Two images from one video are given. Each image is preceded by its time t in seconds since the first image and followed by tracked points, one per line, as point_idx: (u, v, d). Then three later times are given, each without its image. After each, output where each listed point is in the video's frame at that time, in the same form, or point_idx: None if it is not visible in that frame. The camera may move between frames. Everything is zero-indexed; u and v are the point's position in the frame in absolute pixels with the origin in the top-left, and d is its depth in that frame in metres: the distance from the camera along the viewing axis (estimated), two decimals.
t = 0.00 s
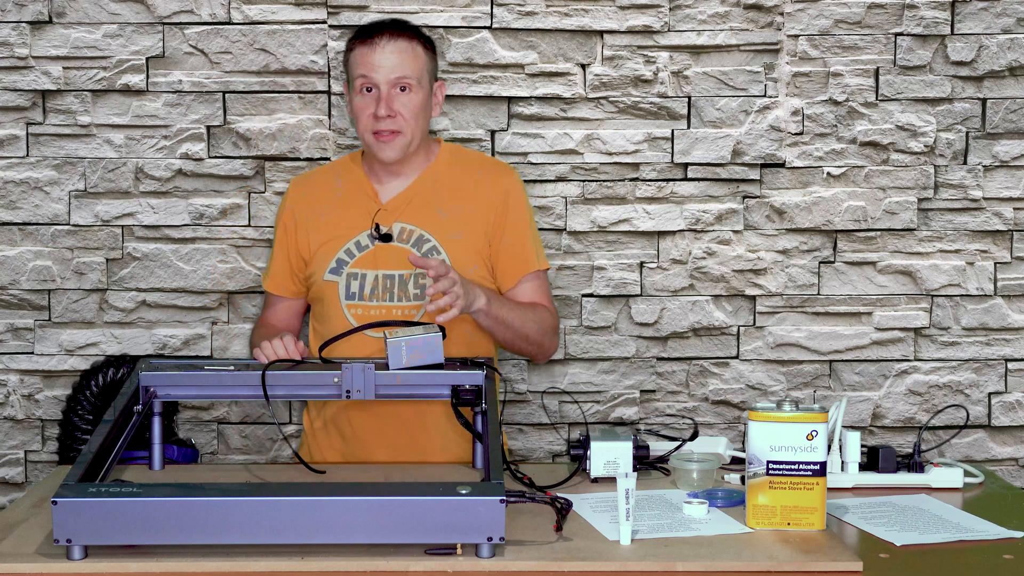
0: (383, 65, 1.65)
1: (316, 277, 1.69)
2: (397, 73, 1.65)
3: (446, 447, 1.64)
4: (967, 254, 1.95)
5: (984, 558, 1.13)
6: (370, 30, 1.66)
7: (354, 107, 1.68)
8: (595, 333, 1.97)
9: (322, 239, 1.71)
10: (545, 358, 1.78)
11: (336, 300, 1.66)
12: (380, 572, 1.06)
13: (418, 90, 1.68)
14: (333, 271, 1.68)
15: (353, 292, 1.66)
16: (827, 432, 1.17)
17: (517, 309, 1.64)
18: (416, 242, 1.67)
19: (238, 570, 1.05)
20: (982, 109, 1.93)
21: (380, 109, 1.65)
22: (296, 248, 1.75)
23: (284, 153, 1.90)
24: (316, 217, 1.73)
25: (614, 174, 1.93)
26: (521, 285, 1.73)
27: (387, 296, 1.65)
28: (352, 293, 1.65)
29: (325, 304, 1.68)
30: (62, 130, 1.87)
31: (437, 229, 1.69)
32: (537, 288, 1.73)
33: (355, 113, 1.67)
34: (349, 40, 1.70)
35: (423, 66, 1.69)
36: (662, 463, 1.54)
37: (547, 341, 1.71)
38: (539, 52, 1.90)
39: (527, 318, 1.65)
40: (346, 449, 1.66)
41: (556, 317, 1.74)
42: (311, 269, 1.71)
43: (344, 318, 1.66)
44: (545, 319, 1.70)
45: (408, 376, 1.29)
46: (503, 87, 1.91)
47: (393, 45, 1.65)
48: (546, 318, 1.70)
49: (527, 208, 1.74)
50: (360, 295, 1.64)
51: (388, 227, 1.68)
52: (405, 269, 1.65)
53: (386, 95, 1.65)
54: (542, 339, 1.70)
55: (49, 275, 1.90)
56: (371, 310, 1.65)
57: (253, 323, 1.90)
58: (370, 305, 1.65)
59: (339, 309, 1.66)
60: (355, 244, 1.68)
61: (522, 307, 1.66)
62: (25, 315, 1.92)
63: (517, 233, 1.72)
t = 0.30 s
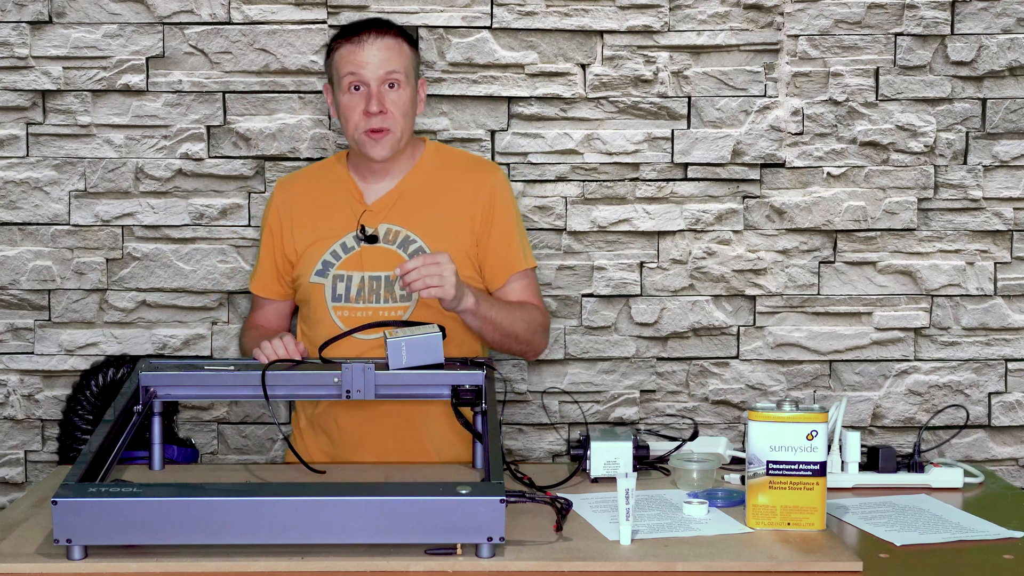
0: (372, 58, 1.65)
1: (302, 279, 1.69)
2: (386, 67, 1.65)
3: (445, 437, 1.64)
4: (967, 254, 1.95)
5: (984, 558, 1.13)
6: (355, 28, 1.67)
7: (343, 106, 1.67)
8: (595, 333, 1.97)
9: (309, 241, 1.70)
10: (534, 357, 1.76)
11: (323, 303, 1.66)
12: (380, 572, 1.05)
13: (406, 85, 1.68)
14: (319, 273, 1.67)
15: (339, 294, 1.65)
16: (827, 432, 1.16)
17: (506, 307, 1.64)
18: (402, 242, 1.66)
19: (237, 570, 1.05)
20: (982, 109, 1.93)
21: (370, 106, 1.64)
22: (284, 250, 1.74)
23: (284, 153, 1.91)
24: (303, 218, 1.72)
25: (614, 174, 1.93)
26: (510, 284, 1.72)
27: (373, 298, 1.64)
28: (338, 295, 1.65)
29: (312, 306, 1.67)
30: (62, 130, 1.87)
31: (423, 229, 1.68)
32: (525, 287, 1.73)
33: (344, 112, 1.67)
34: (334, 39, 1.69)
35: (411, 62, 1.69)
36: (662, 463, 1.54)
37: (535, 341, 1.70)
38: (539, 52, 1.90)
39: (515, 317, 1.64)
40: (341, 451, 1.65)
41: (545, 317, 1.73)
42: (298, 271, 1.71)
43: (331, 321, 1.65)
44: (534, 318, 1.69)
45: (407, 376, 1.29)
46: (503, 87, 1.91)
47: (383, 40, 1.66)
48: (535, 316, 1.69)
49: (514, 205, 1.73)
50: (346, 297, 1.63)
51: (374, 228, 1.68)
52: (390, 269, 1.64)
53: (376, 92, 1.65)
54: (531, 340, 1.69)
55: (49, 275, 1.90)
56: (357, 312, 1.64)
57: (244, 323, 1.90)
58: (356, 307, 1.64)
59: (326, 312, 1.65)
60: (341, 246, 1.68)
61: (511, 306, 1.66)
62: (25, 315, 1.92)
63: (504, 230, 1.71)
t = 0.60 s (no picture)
0: (359, 56, 1.64)
1: (291, 280, 1.68)
2: (374, 64, 1.64)
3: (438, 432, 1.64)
4: (967, 254, 1.95)
5: (984, 558, 1.13)
6: (341, 28, 1.66)
7: (332, 106, 1.66)
8: (595, 333, 1.97)
9: (296, 242, 1.70)
10: (525, 357, 1.76)
11: (312, 305, 1.65)
12: (380, 572, 1.06)
13: (395, 82, 1.67)
14: (308, 274, 1.66)
15: (328, 296, 1.64)
16: (827, 432, 1.16)
17: (496, 309, 1.64)
18: (391, 244, 1.66)
19: (237, 570, 1.05)
20: (982, 109, 1.93)
21: (359, 103, 1.63)
22: (273, 251, 1.74)
23: (284, 153, 1.91)
24: (290, 219, 1.72)
25: (614, 174, 1.93)
26: (501, 286, 1.73)
27: (362, 300, 1.63)
28: (327, 297, 1.64)
29: (300, 308, 1.67)
30: (62, 130, 1.87)
31: (412, 230, 1.67)
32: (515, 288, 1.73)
33: (334, 112, 1.65)
34: (319, 39, 1.68)
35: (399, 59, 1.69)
36: (662, 463, 1.54)
37: (525, 342, 1.70)
38: (539, 52, 1.90)
39: (504, 318, 1.64)
40: (338, 452, 1.64)
41: (535, 317, 1.72)
42: (287, 271, 1.70)
43: (320, 323, 1.64)
44: (524, 320, 1.69)
45: (407, 376, 1.29)
46: (503, 87, 1.91)
47: (369, 38, 1.65)
48: (525, 317, 1.69)
49: (503, 206, 1.73)
50: (335, 299, 1.63)
51: (363, 229, 1.67)
52: (380, 271, 1.64)
53: (365, 90, 1.64)
54: (521, 341, 1.69)
55: (49, 275, 1.90)
56: (346, 314, 1.63)
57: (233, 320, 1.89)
58: (345, 309, 1.64)
59: (315, 314, 1.65)
60: (330, 247, 1.67)
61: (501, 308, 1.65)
62: (25, 315, 1.92)
63: (494, 231, 1.71)
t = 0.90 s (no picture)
0: (352, 57, 1.63)
1: (283, 282, 1.68)
2: (367, 66, 1.64)
3: (432, 423, 1.64)
4: (966, 254, 1.95)
5: (984, 558, 1.13)
6: (333, 29, 1.65)
7: (324, 107, 1.66)
8: (595, 333, 1.97)
9: (289, 244, 1.69)
10: (516, 359, 1.77)
11: (304, 307, 1.65)
12: (380, 572, 1.06)
13: (388, 83, 1.67)
14: (300, 276, 1.66)
15: (321, 299, 1.64)
16: (827, 432, 1.16)
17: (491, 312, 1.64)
18: (385, 246, 1.66)
19: (237, 570, 1.05)
20: (982, 109, 1.93)
21: (353, 105, 1.63)
22: (265, 252, 1.73)
23: (284, 153, 1.91)
24: (283, 220, 1.71)
25: (614, 174, 1.93)
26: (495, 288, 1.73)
27: (356, 303, 1.63)
28: (320, 299, 1.64)
29: (293, 309, 1.66)
30: (62, 130, 1.87)
31: (406, 232, 1.67)
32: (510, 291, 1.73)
33: (326, 114, 1.65)
34: (311, 40, 1.68)
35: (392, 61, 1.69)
36: (662, 463, 1.54)
37: (519, 344, 1.71)
38: (539, 52, 1.90)
39: (498, 321, 1.64)
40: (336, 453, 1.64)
41: (528, 320, 1.73)
42: (279, 272, 1.70)
43: (313, 325, 1.64)
44: (517, 323, 1.70)
45: (406, 376, 1.29)
46: (503, 87, 1.91)
47: (362, 39, 1.64)
48: (518, 319, 1.70)
49: (497, 207, 1.74)
50: (328, 301, 1.63)
51: (357, 231, 1.67)
52: (374, 274, 1.64)
53: (358, 92, 1.64)
54: (514, 344, 1.69)
55: (49, 275, 1.90)
56: (339, 317, 1.63)
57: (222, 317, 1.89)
58: (338, 312, 1.63)
59: (308, 316, 1.64)
60: (323, 249, 1.67)
61: (495, 311, 1.66)
62: (25, 315, 1.92)
63: (488, 233, 1.71)
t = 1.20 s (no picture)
0: (339, 63, 1.60)
1: (279, 284, 1.68)
2: (353, 71, 1.61)
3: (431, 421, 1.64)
4: (967, 254, 1.95)
5: (984, 558, 1.13)
6: (318, 33, 1.61)
7: (311, 112, 1.64)
8: (595, 333, 1.97)
9: (284, 245, 1.69)
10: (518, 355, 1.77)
11: (301, 309, 1.65)
12: (380, 572, 1.06)
13: (376, 87, 1.64)
14: (297, 278, 1.66)
15: (317, 300, 1.65)
16: (827, 432, 1.16)
17: (488, 308, 1.64)
18: (381, 247, 1.66)
19: (237, 570, 1.05)
20: (982, 109, 1.93)
21: (339, 113, 1.61)
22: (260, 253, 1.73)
23: (284, 153, 1.91)
24: (278, 222, 1.71)
25: (614, 174, 1.93)
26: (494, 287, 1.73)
27: (352, 305, 1.63)
28: (316, 301, 1.64)
29: (289, 311, 1.67)
30: (62, 130, 1.87)
31: (402, 233, 1.67)
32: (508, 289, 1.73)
33: (314, 119, 1.64)
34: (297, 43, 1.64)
35: (380, 62, 1.66)
36: (662, 463, 1.54)
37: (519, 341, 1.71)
38: (539, 52, 1.90)
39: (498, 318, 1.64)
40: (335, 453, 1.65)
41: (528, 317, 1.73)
42: (274, 274, 1.70)
43: (309, 327, 1.64)
44: (518, 320, 1.69)
45: (406, 376, 1.29)
46: (503, 87, 1.91)
47: (348, 45, 1.61)
48: (518, 316, 1.70)
49: (492, 206, 1.74)
50: (324, 303, 1.63)
51: (352, 233, 1.67)
52: (370, 276, 1.64)
53: (345, 98, 1.62)
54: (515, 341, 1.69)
55: (49, 275, 1.90)
56: (335, 319, 1.64)
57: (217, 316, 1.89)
58: (334, 314, 1.64)
59: (304, 317, 1.65)
60: (319, 251, 1.67)
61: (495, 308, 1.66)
62: (25, 315, 1.92)
63: (484, 232, 1.71)
